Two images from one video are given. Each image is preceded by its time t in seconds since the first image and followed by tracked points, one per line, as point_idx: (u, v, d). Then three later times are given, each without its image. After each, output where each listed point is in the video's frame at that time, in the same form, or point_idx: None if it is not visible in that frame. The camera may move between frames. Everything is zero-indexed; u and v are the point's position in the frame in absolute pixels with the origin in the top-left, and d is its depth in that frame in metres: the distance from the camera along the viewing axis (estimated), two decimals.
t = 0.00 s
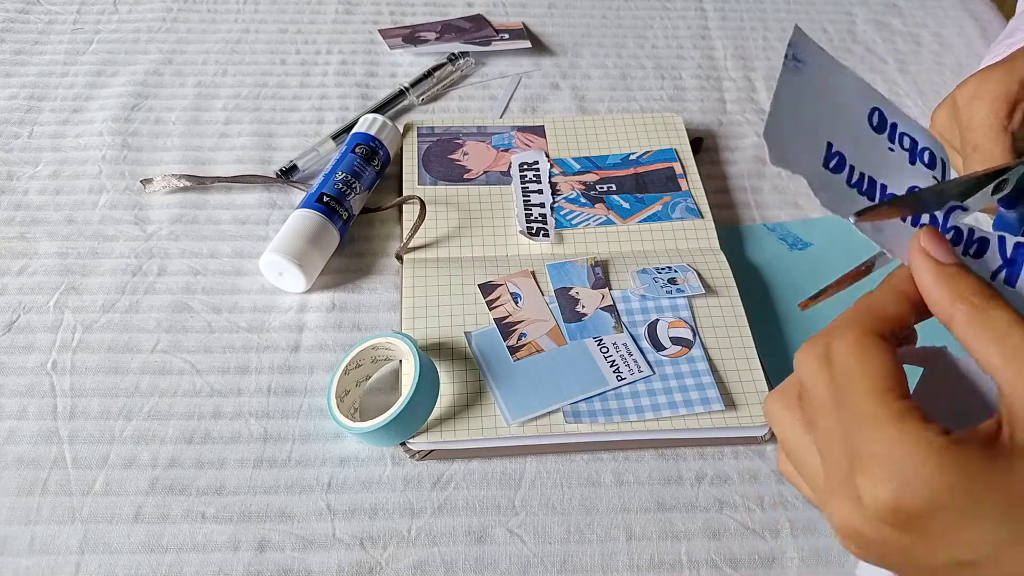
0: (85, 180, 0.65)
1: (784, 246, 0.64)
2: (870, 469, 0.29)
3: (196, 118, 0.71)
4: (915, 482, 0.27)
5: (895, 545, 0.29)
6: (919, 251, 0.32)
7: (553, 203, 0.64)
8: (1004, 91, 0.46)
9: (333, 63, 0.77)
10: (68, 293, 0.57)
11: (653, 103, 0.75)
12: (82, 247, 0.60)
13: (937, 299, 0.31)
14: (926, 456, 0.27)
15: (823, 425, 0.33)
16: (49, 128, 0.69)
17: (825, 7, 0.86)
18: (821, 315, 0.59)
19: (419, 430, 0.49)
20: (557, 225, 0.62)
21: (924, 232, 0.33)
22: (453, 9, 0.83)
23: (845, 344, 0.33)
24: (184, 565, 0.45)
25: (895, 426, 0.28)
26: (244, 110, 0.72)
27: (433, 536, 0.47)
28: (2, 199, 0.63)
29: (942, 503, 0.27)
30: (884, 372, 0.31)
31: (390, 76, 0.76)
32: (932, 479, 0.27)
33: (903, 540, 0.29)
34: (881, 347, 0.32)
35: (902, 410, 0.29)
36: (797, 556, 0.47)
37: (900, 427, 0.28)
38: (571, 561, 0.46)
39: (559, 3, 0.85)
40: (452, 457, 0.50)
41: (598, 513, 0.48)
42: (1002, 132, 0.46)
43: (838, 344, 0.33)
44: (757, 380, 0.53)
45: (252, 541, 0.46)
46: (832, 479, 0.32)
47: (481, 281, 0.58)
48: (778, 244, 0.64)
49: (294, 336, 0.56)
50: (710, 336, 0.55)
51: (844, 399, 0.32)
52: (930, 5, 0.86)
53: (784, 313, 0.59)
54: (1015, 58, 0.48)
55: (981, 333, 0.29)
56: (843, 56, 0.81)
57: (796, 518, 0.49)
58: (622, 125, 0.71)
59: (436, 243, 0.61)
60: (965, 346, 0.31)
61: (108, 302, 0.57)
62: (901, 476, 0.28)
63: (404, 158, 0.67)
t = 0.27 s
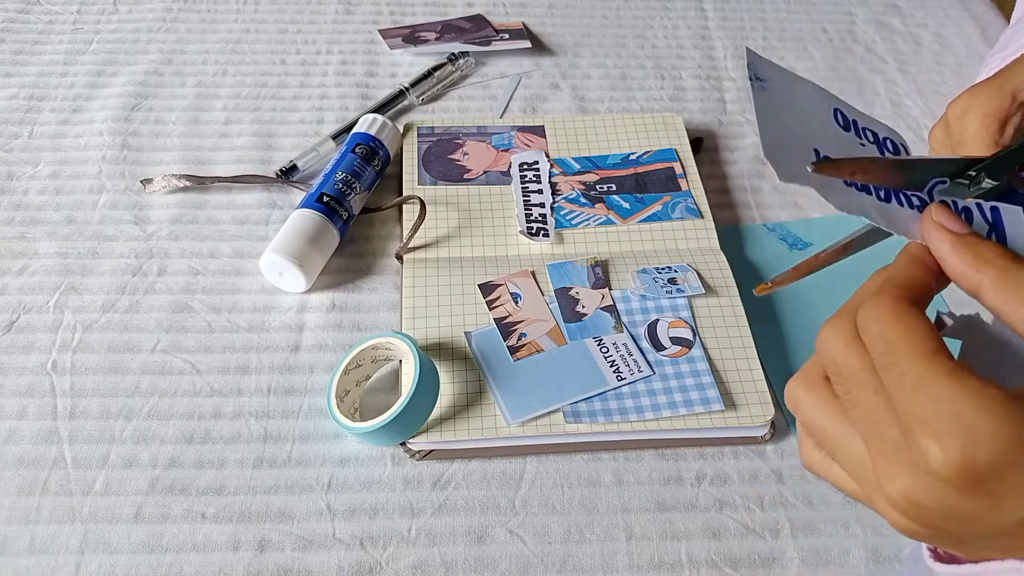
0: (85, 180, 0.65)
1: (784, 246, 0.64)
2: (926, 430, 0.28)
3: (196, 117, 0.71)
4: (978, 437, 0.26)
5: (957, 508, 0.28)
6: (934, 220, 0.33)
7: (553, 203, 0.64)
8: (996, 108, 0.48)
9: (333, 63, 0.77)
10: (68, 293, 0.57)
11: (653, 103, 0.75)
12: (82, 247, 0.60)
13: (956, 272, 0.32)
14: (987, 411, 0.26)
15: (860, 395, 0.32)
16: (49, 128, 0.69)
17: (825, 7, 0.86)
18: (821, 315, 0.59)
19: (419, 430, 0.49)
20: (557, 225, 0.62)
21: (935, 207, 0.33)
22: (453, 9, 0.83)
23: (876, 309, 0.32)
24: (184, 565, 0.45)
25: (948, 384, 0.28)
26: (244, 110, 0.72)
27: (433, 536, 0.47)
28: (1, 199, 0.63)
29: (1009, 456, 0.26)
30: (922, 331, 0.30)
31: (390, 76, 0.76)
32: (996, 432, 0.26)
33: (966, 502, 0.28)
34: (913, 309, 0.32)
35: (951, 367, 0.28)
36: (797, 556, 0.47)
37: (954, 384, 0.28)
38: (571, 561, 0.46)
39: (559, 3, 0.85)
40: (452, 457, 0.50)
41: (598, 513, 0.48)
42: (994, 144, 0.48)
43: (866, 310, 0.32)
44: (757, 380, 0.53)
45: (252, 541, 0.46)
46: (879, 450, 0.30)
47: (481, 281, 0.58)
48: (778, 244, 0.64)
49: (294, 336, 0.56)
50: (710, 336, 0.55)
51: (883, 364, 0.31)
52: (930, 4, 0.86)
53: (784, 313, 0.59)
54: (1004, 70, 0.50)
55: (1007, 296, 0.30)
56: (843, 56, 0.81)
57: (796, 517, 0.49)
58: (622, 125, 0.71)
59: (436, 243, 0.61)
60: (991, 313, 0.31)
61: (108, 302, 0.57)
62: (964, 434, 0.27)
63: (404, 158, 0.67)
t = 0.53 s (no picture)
0: (85, 180, 0.65)
1: (784, 246, 0.64)
2: (967, 395, 0.31)
3: (196, 117, 0.71)
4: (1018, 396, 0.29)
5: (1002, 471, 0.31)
6: (926, 188, 0.36)
7: (553, 203, 0.64)
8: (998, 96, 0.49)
9: (333, 63, 0.77)
10: (68, 293, 0.57)
11: (653, 103, 0.75)
12: (82, 247, 0.60)
13: (955, 229, 0.35)
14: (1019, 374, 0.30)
15: (894, 371, 0.35)
16: (49, 128, 0.69)
17: (824, 7, 0.86)
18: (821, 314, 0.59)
19: (419, 430, 0.49)
20: (557, 225, 0.62)
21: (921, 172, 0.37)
22: (453, 9, 0.83)
23: (904, 290, 0.35)
24: (184, 565, 0.45)
25: (981, 351, 0.31)
26: (244, 110, 0.72)
27: (433, 536, 0.47)
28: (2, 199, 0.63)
29: None
30: (946, 310, 0.34)
31: (390, 76, 0.76)
32: None
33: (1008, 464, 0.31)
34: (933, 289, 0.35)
35: (979, 338, 0.32)
36: (797, 556, 0.47)
37: (985, 352, 0.31)
38: (571, 561, 0.46)
39: (559, 3, 0.85)
40: (452, 458, 0.50)
41: (598, 513, 0.48)
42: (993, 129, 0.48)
43: (892, 293, 0.36)
44: (758, 380, 0.53)
45: (252, 541, 0.46)
46: (917, 419, 0.34)
47: (481, 281, 0.58)
48: (778, 244, 0.64)
49: (294, 336, 0.56)
50: (710, 336, 0.55)
51: (915, 344, 0.34)
52: (930, 4, 0.86)
53: (784, 313, 0.59)
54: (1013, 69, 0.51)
55: (1014, 253, 0.33)
56: (843, 56, 0.81)
57: (796, 517, 0.49)
58: (622, 125, 0.71)
59: (436, 243, 0.61)
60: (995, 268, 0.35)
61: (108, 302, 0.57)
62: (1003, 395, 0.30)
63: (404, 158, 0.67)
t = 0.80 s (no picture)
0: (85, 180, 0.65)
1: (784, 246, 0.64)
2: (948, 417, 0.29)
3: (196, 117, 0.71)
4: (1001, 423, 0.28)
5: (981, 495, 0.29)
6: (934, 204, 0.36)
7: (553, 203, 0.64)
8: (997, 75, 0.49)
9: (333, 63, 0.77)
10: (68, 293, 0.57)
11: (653, 103, 0.75)
12: (81, 247, 0.60)
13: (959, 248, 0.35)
14: (1006, 399, 0.28)
15: (882, 384, 0.33)
16: (49, 127, 0.69)
17: (825, 7, 0.86)
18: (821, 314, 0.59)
19: (419, 430, 0.49)
20: (557, 225, 0.62)
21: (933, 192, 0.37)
22: (453, 9, 0.83)
23: (898, 301, 0.33)
24: (184, 565, 0.45)
25: (969, 371, 0.29)
26: (244, 110, 0.72)
27: (433, 536, 0.47)
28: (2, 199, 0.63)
29: None
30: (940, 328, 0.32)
31: (390, 76, 0.76)
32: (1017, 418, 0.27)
33: (988, 489, 0.29)
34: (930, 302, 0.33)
35: (971, 358, 0.30)
36: (797, 556, 0.47)
37: (974, 373, 0.29)
38: (571, 561, 0.46)
39: (559, 3, 0.85)
40: (452, 458, 0.50)
41: (598, 513, 0.48)
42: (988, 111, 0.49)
43: (885, 304, 0.34)
44: (758, 380, 0.53)
45: (252, 541, 0.46)
46: (900, 436, 0.32)
47: (481, 281, 0.58)
48: (778, 244, 0.64)
49: (294, 336, 0.56)
50: (710, 336, 0.55)
51: (903, 357, 0.32)
52: (930, 4, 0.86)
53: (784, 313, 0.59)
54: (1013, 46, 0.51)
55: (1014, 276, 0.33)
56: (843, 56, 0.81)
57: (796, 517, 0.49)
58: (622, 125, 0.71)
59: (436, 243, 0.61)
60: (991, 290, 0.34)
61: (108, 302, 0.57)
62: (985, 420, 0.28)
63: (404, 158, 0.67)
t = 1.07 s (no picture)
0: (85, 180, 0.65)
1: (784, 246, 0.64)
2: (925, 438, 0.27)
3: (196, 117, 0.71)
4: (980, 439, 0.25)
5: (963, 511, 0.27)
6: (921, 218, 0.31)
7: (553, 203, 0.64)
8: (996, 71, 0.45)
9: (333, 63, 0.77)
10: (68, 293, 0.57)
11: (653, 103, 0.75)
12: (81, 247, 0.60)
13: (950, 257, 0.31)
14: (983, 414, 0.26)
15: (857, 404, 0.31)
16: (49, 127, 0.69)
17: (825, 6, 0.86)
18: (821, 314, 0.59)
19: (419, 430, 0.49)
20: (557, 224, 0.62)
21: (919, 194, 0.32)
22: (453, 9, 0.83)
23: (867, 319, 0.31)
24: (184, 566, 0.45)
25: (942, 386, 0.27)
26: (244, 110, 0.72)
27: (433, 536, 0.47)
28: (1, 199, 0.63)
29: (1015, 457, 0.25)
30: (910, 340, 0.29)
31: (390, 76, 0.76)
32: (996, 434, 0.25)
33: (970, 504, 0.27)
34: (897, 316, 0.31)
35: (943, 372, 0.27)
36: (797, 556, 0.47)
37: (947, 388, 0.27)
38: (571, 561, 0.46)
39: (559, 3, 0.85)
40: (452, 457, 0.50)
41: (598, 513, 0.48)
42: (987, 113, 0.44)
43: (851, 321, 0.31)
44: (757, 380, 0.53)
45: (252, 541, 0.46)
46: (876, 456, 0.30)
47: (481, 281, 0.58)
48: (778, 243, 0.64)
49: (294, 336, 0.56)
50: (710, 336, 0.55)
51: (874, 373, 0.30)
52: (930, 4, 0.86)
53: (784, 314, 0.59)
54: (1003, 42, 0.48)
55: (1008, 285, 0.29)
56: (844, 56, 0.81)
57: (796, 518, 0.49)
58: (622, 125, 0.71)
59: (437, 243, 0.61)
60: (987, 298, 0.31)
61: (108, 301, 0.57)
62: (963, 438, 0.26)
63: (404, 158, 0.67)
